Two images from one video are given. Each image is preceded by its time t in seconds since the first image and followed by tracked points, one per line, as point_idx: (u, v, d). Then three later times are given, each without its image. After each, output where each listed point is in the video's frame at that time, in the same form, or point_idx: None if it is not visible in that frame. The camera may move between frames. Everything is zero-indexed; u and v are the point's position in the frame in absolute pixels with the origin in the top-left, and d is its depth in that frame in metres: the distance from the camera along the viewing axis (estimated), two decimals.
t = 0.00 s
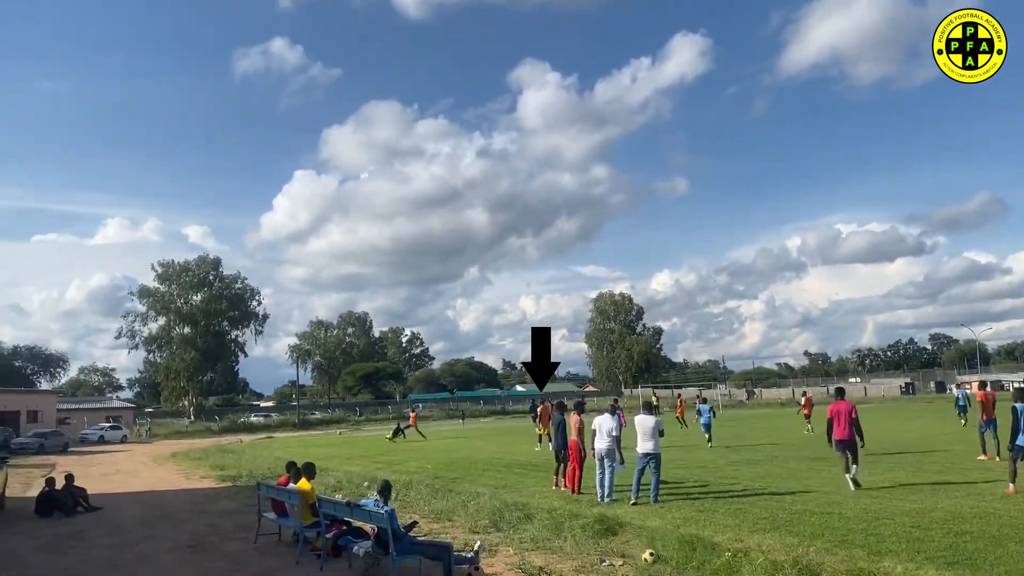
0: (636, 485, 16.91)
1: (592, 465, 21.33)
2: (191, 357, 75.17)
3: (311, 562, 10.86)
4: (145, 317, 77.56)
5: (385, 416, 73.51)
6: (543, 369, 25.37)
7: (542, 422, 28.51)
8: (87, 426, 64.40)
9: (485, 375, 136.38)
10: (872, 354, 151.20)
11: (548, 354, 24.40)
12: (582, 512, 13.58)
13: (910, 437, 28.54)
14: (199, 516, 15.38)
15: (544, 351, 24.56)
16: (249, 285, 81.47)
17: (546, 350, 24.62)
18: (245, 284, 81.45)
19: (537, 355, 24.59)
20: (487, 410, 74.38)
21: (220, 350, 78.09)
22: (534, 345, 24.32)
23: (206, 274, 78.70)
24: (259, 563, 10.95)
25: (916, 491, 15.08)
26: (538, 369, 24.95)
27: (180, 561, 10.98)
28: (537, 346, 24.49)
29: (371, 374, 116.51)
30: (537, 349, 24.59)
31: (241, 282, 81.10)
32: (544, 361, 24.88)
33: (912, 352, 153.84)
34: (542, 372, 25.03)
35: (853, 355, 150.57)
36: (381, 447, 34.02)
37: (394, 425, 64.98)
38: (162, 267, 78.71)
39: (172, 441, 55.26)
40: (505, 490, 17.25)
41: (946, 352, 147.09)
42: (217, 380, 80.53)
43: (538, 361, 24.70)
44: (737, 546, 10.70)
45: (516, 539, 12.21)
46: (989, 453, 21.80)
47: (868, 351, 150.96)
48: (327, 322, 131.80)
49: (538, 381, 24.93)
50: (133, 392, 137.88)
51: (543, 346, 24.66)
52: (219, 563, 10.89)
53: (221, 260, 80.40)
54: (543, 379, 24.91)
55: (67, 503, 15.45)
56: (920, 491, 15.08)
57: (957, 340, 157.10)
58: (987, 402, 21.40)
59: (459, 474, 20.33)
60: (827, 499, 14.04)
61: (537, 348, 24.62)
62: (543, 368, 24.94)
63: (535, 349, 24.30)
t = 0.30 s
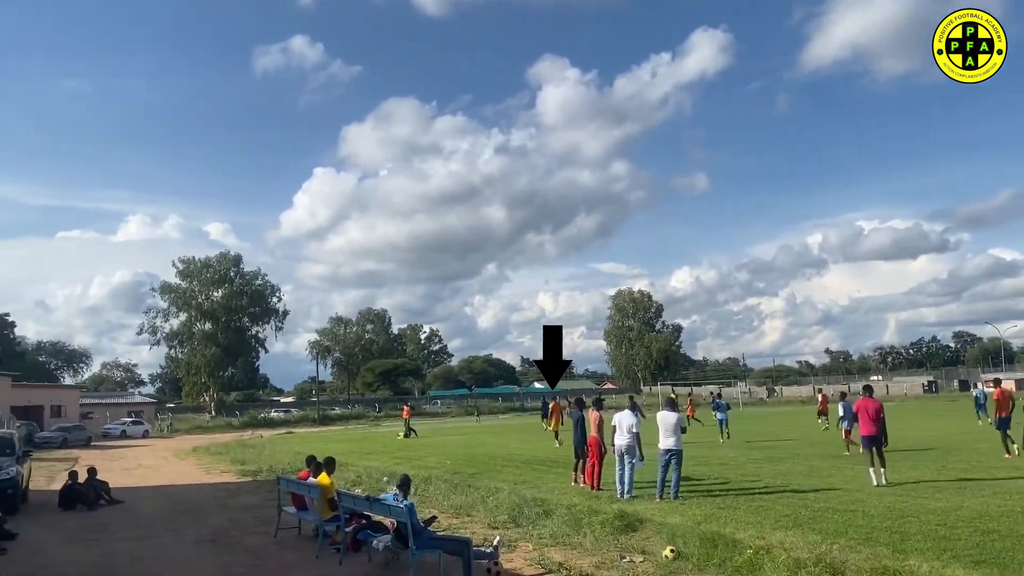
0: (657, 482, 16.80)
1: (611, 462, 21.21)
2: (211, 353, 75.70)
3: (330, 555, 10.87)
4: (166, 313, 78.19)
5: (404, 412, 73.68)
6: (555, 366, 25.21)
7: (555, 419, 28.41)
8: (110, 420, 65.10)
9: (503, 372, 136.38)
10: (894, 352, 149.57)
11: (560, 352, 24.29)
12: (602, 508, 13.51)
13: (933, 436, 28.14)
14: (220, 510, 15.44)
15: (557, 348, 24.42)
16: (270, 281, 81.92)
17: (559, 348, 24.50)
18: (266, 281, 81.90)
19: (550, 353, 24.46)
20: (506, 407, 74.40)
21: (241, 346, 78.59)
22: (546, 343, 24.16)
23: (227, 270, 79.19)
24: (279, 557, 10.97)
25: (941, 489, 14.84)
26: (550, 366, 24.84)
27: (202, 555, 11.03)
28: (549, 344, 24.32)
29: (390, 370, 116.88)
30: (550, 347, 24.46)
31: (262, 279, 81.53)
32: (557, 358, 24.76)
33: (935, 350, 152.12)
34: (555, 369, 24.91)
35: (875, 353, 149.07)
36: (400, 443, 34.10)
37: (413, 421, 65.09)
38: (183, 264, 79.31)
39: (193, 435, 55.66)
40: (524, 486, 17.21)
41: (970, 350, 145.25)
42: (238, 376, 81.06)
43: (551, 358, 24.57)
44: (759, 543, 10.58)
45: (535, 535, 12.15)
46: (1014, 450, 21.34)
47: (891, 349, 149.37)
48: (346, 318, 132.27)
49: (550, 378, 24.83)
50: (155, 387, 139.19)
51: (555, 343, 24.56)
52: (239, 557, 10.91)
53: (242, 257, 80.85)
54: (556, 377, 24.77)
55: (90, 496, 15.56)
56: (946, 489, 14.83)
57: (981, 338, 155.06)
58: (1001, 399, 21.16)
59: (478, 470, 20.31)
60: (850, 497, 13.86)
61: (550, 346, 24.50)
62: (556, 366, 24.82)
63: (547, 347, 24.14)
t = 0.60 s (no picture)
0: (668, 480, 16.75)
1: (623, 459, 21.18)
2: (223, 349, 76.03)
3: (342, 550, 10.89)
4: (179, 308, 78.57)
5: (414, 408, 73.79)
6: (561, 364, 25.13)
7: (560, 416, 28.33)
8: (123, 415, 65.54)
9: (513, 370, 136.40)
10: (907, 351, 148.68)
11: (565, 350, 24.18)
12: (614, 505, 13.47)
13: (946, 435, 27.93)
14: (232, 504, 15.49)
15: (562, 346, 24.33)
16: (281, 277, 82.17)
17: (565, 346, 24.39)
18: (278, 277, 82.15)
19: (556, 351, 24.36)
20: (517, 404, 74.45)
21: (252, 341, 78.88)
22: (552, 340, 24.08)
23: (239, 267, 79.49)
24: (291, 551, 10.98)
25: (956, 489, 14.73)
26: (556, 364, 24.76)
27: (214, 549, 11.05)
28: (555, 341, 24.24)
29: (400, 367, 117.11)
30: (556, 345, 24.36)
31: (274, 275, 81.81)
32: (563, 356, 24.66)
33: (948, 349, 151.23)
34: (560, 367, 24.82)
35: (887, 353, 148.25)
36: (412, 439, 34.14)
37: (423, 418, 65.18)
38: (196, 260, 79.69)
39: (205, 430, 55.91)
40: (535, 483, 17.19)
41: (983, 350, 144.31)
42: (250, 371, 81.38)
43: (556, 356, 24.47)
44: (773, 541, 10.51)
45: (547, 531, 12.13)
46: None
47: (903, 348, 148.51)
48: (357, 315, 132.55)
49: (555, 376, 24.74)
50: (168, 382, 140.08)
51: (560, 342, 24.46)
52: (250, 551, 10.94)
53: (254, 253, 81.14)
54: (560, 375, 24.68)
55: (103, 490, 15.64)
56: (960, 489, 14.73)
57: (995, 338, 153.97)
58: (1010, 397, 21.04)
59: (489, 466, 20.31)
60: (865, 496, 13.75)
61: (555, 344, 24.40)
62: (562, 364, 24.72)
63: (552, 344, 24.07)
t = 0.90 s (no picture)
0: (678, 476, 16.63)
1: (632, 456, 21.09)
2: (229, 343, 76.13)
3: (353, 544, 10.83)
4: (185, 303, 78.66)
5: (419, 404, 73.83)
6: (561, 362, 24.96)
7: (559, 414, 28.27)
8: (129, 409, 65.72)
9: (518, 367, 136.32)
10: (913, 351, 148.18)
11: (567, 347, 24.03)
12: (623, 501, 13.42)
13: (955, 435, 27.78)
14: (240, 497, 15.46)
15: (563, 344, 24.17)
16: (287, 273, 82.22)
17: (566, 344, 24.23)
18: (284, 272, 82.21)
19: (557, 348, 24.22)
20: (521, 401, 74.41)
21: (258, 336, 78.96)
22: (553, 337, 23.92)
23: (246, 261, 79.53)
24: (301, 544, 10.92)
25: (967, 488, 14.60)
26: (556, 361, 24.62)
27: (225, 541, 11.01)
28: (555, 338, 24.06)
29: (405, 363, 117.17)
30: (557, 342, 24.20)
31: (280, 270, 81.87)
32: (564, 354, 24.52)
33: (955, 350, 150.83)
34: (561, 365, 24.69)
35: (893, 353, 147.79)
36: (417, 434, 34.12)
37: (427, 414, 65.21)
38: (202, 254, 79.77)
39: (210, 424, 56.02)
40: (544, 479, 17.13)
41: (990, 351, 143.81)
42: (255, 366, 81.45)
43: (557, 353, 24.32)
44: (785, 538, 10.42)
45: (557, 527, 12.05)
46: None
47: (910, 349, 147.98)
48: (362, 311, 132.67)
49: (556, 373, 24.62)
50: (173, 376, 140.46)
51: (562, 340, 24.27)
52: (259, 543, 10.90)
53: (261, 248, 81.18)
54: (561, 372, 24.54)
55: (111, 482, 15.62)
56: (971, 488, 14.60)
57: (1002, 339, 153.41)
58: (1009, 398, 21.02)
59: (497, 462, 20.25)
60: (877, 494, 13.65)
61: (556, 341, 24.24)
62: (563, 362, 24.58)
63: (553, 341, 23.91)
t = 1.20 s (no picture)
0: (678, 475, 16.62)
1: (632, 454, 21.12)
2: (226, 339, 76.07)
3: (355, 540, 10.81)
4: (182, 299, 78.53)
5: (416, 401, 73.84)
6: (550, 362, 24.86)
7: (550, 412, 28.27)
8: (126, 404, 65.60)
9: (515, 365, 136.37)
10: (909, 352, 148.54)
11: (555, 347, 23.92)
12: (624, 500, 13.42)
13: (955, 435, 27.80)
14: (240, 493, 15.45)
15: (551, 344, 24.08)
16: (285, 270, 82.10)
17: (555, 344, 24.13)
18: (281, 269, 82.08)
19: (545, 349, 24.11)
20: (518, 399, 74.44)
21: (255, 333, 78.85)
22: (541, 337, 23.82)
23: (244, 258, 79.40)
24: (302, 540, 10.90)
25: (966, 488, 14.60)
26: (545, 361, 24.54)
27: (227, 537, 10.98)
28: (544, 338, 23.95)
29: (402, 360, 117.14)
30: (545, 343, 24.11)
31: (277, 267, 81.76)
32: (553, 354, 24.42)
33: (950, 351, 151.21)
34: (550, 365, 24.60)
35: (889, 353, 148.17)
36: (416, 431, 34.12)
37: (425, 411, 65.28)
38: (200, 250, 79.63)
39: (208, 420, 56.00)
40: (545, 476, 17.14)
41: (985, 353, 144.28)
42: (252, 363, 81.37)
43: (545, 353, 24.24)
44: (787, 537, 10.43)
45: (559, 524, 12.05)
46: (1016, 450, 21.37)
47: (906, 350, 148.27)
48: (360, 308, 132.65)
49: (544, 373, 24.55)
50: (170, 372, 140.34)
51: (550, 340, 24.15)
52: (260, 539, 10.89)
53: (259, 245, 81.03)
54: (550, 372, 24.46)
55: (111, 478, 15.57)
56: (970, 488, 14.59)
57: (997, 340, 153.94)
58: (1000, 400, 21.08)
59: (497, 459, 20.26)
60: (879, 494, 13.65)
61: (545, 342, 24.14)
62: (552, 362, 24.49)
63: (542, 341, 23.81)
